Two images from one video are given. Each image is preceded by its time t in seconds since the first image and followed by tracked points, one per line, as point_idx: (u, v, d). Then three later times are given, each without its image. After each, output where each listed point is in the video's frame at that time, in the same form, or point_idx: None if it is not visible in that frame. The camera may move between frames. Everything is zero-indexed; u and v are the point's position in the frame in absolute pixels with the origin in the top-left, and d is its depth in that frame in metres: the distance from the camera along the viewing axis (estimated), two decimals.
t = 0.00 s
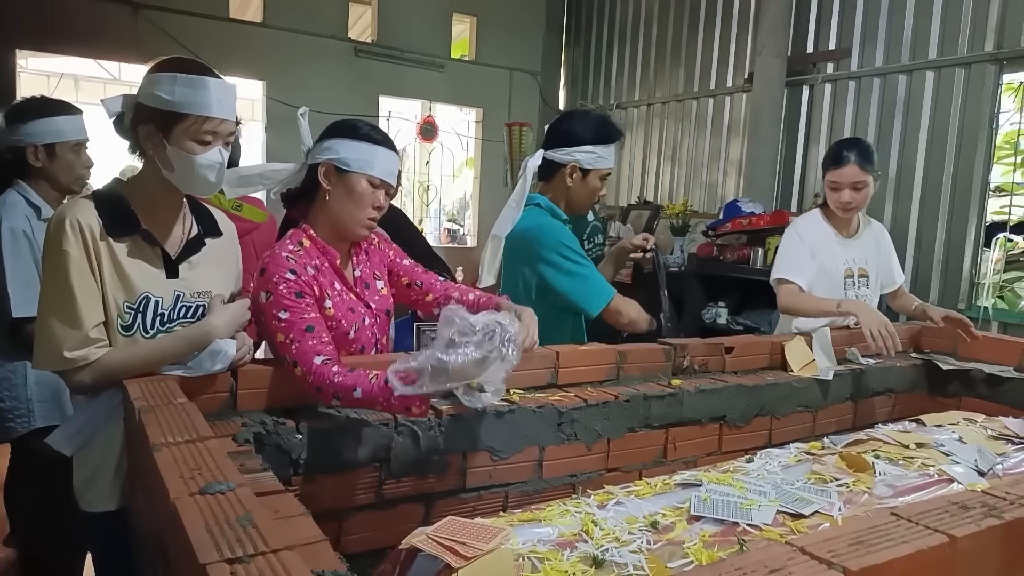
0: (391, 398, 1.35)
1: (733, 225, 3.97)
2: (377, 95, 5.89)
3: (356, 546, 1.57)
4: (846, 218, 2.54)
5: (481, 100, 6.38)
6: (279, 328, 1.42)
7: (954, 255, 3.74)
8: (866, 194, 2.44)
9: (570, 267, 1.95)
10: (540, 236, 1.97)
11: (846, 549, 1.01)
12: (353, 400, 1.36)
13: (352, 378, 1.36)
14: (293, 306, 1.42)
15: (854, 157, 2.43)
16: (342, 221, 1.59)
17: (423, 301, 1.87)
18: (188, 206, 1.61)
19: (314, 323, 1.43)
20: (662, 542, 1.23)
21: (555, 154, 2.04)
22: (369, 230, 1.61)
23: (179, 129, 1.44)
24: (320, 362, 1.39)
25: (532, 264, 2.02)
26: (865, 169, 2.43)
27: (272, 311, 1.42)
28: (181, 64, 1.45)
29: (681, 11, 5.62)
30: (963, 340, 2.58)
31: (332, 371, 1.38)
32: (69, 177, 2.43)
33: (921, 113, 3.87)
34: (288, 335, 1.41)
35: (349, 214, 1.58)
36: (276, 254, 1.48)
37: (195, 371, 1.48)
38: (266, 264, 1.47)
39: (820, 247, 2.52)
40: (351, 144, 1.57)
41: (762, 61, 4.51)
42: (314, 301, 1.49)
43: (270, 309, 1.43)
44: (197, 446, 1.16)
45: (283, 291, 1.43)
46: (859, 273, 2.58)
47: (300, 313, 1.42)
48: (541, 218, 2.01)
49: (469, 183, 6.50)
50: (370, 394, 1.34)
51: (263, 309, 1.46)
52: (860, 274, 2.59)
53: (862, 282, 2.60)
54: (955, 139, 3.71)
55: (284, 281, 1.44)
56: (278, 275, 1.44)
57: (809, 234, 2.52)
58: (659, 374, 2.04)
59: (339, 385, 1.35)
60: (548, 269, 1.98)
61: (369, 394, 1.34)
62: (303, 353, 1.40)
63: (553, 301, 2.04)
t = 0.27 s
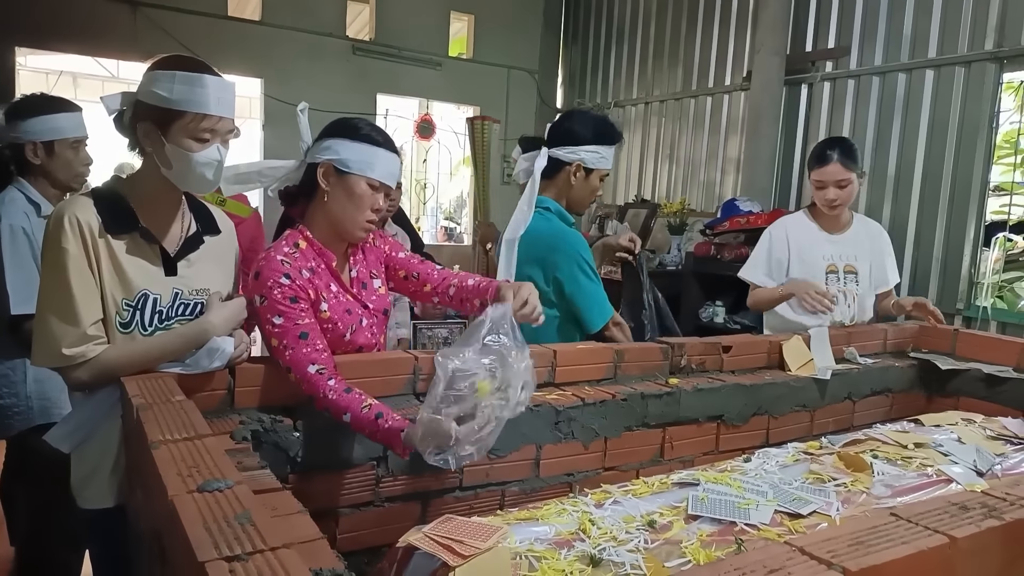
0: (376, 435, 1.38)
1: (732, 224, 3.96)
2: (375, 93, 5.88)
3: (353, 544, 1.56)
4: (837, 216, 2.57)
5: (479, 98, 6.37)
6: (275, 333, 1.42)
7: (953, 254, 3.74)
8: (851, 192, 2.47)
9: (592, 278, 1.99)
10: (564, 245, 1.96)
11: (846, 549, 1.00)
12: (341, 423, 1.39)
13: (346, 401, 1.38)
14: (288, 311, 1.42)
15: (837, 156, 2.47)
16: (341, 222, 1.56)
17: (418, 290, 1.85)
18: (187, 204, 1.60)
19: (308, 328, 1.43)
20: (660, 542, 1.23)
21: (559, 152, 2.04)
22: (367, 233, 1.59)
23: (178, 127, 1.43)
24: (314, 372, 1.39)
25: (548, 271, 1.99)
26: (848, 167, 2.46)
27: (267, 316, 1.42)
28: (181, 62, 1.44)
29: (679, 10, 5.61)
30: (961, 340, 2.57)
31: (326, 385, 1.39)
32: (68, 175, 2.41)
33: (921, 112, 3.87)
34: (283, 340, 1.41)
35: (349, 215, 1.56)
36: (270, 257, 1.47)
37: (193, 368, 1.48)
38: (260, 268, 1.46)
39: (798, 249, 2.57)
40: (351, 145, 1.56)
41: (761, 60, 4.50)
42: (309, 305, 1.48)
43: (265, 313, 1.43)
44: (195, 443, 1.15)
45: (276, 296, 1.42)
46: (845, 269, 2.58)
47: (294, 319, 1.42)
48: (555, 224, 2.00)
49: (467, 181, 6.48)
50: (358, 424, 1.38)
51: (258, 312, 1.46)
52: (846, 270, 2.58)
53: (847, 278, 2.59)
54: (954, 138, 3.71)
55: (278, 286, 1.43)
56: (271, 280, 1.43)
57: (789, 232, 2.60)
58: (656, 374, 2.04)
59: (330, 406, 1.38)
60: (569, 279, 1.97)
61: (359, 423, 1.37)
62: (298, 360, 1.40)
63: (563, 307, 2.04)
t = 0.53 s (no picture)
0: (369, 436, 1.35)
1: (735, 222, 3.96)
2: (378, 92, 5.87)
3: (357, 544, 1.55)
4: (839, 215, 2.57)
5: (481, 97, 6.36)
6: (277, 333, 1.42)
7: (959, 253, 3.73)
8: (852, 193, 2.47)
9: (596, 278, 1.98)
10: (563, 242, 1.96)
11: (853, 551, 1.00)
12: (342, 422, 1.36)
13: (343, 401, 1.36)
14: (291, 312, 1.42)
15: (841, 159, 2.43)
16: (343, 226, 1.56)
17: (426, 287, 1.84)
18: (191, 203, 1.60)
19: (313, 329, 1.43)
20: (664, 542, 1.22)
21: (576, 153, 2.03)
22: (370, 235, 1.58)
23: (181, 126, 1.43)
24: (316, 372, 1.39)
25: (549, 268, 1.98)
26: (851, 169, 2.45)
27: (270, 317, 1.43)
28: (184, 61, 1.44)
29: (682, 8, 5.60)
30: (967, 339, 2.56)
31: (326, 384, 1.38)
32: (74, 175, 2.41)
33: (926, 110, 3.85)
34: (285, 342, 1.41)
35: (354, 223, 1.55)
36: (273, 259, 1.47)
37: (196, 368, 1.47)
38: (263, 269, 1.46)
39: (790, 247, 2.64)
40: (353, 149, 1.53)
41: (764, 58, 4.48)
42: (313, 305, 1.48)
43: (267, 314, 1.43)
44: (200, 443, 1.15)
45: (280, 297, 1.42)
46: (837, 267, 2.58)
47: (297, 320, 1.42)
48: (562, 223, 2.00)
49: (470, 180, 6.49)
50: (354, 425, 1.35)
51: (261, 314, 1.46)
52: (837, 269, 2.58)
53: (840, 276, 2.59)
54: (959, 136, 3.69)
55: (281, 287, 1.43)
56: (274, 280, 1.44)
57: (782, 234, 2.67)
58: (660, 373, 2.03)
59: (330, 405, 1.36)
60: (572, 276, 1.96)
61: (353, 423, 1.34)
62: (301, 361, 1.40)
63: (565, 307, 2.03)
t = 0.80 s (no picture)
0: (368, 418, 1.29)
1: (742, 223, 3.95)
2: (383, 92, 5.88)
3: (362, 545, 1.55)
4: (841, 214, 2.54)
5: (487, 97, 6.36)
6: (279, 333, 1.42)
7: (967, 253, 3.71)
8: (847, 192, 2.45)
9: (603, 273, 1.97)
10: (566, 237, 1.97)
11: (863, 555, 0.99)
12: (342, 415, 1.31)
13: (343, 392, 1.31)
14: (292, 311, 1.42)
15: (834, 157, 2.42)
16: (351, 234, 1.56)
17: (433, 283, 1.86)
18: (197, 205, 1.60)
19: (315, 326, 1.42)
20: (671, 545, 1.21)
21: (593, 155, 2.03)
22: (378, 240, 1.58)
23: (186, 128, 1.43)
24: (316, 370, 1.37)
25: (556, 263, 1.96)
26: (844, 168, 2.43)
27: (273, 316, 1.42)
28: (189, 63, 1.44)
29: (688, 8, 5.59)
30: (976, 340, 2.54)
31: (326, 379, 1.36)
32: (81, 176, 2.41)
33: (933, 110, 3.84)
34: (287, 341, 1.40)
35: (361, 230, 1.55)
36: (275, 258, 1.48)
37: (202, 369, 1.47)
38: (265, 268, 1.46)
39: (789, 248, 2.64)
40: (364, 159, 1.51)
41: (771, 57, 4.46)
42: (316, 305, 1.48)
43: (270, 313, 1.43)
44: (206, 444, 1.15)
45: (281, 295, 1.42)
46: (832, 267, 2.54)
47: (298, 318, 1.41)
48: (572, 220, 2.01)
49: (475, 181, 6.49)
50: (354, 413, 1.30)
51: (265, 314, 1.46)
52: (832, 268, 2.55)
53: (835, 275, 2.54)
54: (967, 136, 3.68)
55: (284, 286, 1.43)
56: (276, 279, 1.43)
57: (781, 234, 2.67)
58: (666, 374, 2.02)
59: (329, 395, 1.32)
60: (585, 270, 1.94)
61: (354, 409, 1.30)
62: (302, 358, 1.38)
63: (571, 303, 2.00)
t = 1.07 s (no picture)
0: (442, 372, 1.43)
1: (747, 221, 3.93)
2: (387, 92, 5.88)
3: (367, 545, 1.55)
4: (827, 209, 2.53)
5: (490, 96, 6.36)
6: (303, 327, 1.41)
7: (974, 251, 3.69)
8: (829, 188, 2.45)
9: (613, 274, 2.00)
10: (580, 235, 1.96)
11: (870, 554, 0.98)
12: (403, 382, 1.40)
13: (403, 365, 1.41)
14: (317, 304, 1.42)
15: (816, 152, 2.45)
16: (358, 238, 1.57)
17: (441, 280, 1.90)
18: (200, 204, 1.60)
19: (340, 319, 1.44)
20: (678, 544, 1.21)
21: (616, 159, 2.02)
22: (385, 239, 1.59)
23: (190, 128, 1.43)
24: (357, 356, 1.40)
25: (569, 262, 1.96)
26: (826, 164, 2.44)
27: (295, 310, 1.42)
28: (191, 62, 1.44)
29: (692, 6, 5.58)
30: (982, 338, 2.52)
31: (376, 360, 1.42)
32: (86, 177, 2.42)
33: (940, 107, 3.82)
34: (316, 333, 1.40)
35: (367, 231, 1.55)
36: (290, 257, 1.48)
37: (207, 369, 1.47)
38: (280, 267, 1.46)
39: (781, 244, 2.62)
40: (366, 161, 1.51)
41: (776, 55, 4.43)
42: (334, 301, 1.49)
43: (291, 310, 1.43)
44: (211, 445, 1.15)
45: (302, 290, 1.42)
46: (825, 264, 2.54)
47: (325, 311, 1.42)
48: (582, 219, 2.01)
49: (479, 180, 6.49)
50: (420, 372, 1.42)
51: (281, 312, 1.45)
52: (824, 266, 2.55)
53: (827, 274, 2.54)
54: (974, 132, 3.65)
55: (303, 282, 1.44)
56: (295, 275, 1.44)
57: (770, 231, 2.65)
58: (672, 373, 2.02)
59: (387, 367, 1.40)
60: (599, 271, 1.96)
61: (421, 373, 1.41)
62: (338, 347, 1.40)
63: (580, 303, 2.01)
